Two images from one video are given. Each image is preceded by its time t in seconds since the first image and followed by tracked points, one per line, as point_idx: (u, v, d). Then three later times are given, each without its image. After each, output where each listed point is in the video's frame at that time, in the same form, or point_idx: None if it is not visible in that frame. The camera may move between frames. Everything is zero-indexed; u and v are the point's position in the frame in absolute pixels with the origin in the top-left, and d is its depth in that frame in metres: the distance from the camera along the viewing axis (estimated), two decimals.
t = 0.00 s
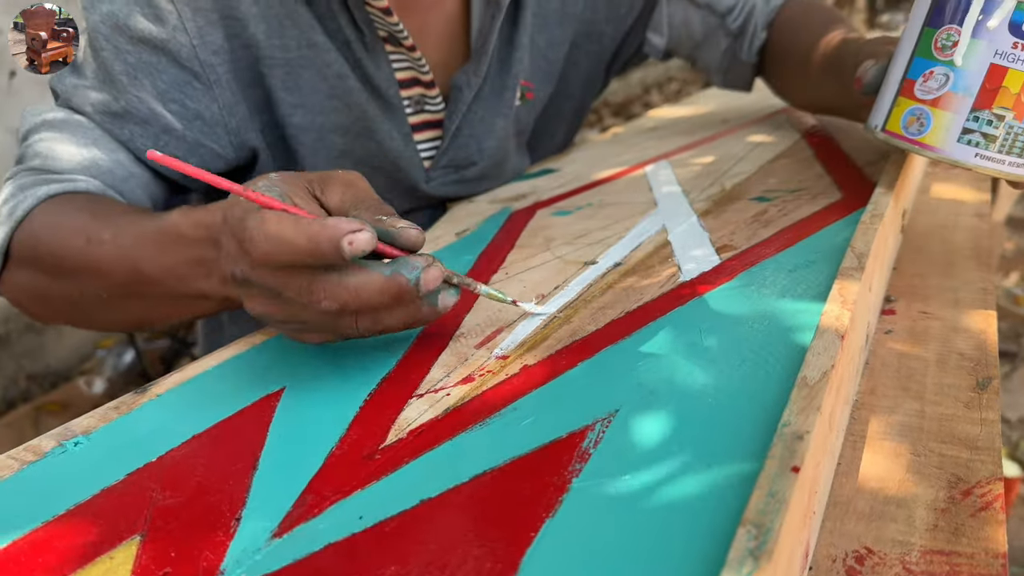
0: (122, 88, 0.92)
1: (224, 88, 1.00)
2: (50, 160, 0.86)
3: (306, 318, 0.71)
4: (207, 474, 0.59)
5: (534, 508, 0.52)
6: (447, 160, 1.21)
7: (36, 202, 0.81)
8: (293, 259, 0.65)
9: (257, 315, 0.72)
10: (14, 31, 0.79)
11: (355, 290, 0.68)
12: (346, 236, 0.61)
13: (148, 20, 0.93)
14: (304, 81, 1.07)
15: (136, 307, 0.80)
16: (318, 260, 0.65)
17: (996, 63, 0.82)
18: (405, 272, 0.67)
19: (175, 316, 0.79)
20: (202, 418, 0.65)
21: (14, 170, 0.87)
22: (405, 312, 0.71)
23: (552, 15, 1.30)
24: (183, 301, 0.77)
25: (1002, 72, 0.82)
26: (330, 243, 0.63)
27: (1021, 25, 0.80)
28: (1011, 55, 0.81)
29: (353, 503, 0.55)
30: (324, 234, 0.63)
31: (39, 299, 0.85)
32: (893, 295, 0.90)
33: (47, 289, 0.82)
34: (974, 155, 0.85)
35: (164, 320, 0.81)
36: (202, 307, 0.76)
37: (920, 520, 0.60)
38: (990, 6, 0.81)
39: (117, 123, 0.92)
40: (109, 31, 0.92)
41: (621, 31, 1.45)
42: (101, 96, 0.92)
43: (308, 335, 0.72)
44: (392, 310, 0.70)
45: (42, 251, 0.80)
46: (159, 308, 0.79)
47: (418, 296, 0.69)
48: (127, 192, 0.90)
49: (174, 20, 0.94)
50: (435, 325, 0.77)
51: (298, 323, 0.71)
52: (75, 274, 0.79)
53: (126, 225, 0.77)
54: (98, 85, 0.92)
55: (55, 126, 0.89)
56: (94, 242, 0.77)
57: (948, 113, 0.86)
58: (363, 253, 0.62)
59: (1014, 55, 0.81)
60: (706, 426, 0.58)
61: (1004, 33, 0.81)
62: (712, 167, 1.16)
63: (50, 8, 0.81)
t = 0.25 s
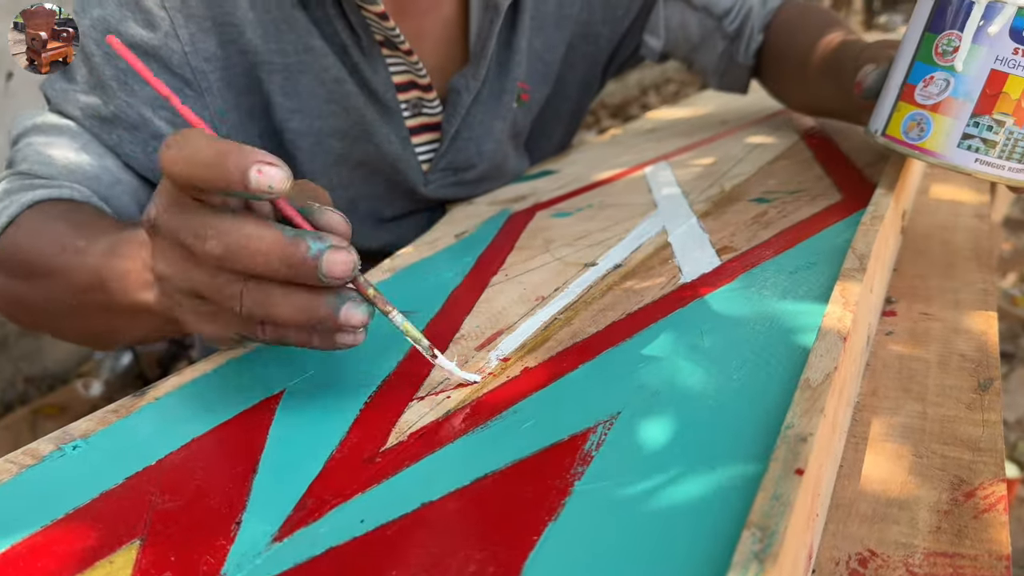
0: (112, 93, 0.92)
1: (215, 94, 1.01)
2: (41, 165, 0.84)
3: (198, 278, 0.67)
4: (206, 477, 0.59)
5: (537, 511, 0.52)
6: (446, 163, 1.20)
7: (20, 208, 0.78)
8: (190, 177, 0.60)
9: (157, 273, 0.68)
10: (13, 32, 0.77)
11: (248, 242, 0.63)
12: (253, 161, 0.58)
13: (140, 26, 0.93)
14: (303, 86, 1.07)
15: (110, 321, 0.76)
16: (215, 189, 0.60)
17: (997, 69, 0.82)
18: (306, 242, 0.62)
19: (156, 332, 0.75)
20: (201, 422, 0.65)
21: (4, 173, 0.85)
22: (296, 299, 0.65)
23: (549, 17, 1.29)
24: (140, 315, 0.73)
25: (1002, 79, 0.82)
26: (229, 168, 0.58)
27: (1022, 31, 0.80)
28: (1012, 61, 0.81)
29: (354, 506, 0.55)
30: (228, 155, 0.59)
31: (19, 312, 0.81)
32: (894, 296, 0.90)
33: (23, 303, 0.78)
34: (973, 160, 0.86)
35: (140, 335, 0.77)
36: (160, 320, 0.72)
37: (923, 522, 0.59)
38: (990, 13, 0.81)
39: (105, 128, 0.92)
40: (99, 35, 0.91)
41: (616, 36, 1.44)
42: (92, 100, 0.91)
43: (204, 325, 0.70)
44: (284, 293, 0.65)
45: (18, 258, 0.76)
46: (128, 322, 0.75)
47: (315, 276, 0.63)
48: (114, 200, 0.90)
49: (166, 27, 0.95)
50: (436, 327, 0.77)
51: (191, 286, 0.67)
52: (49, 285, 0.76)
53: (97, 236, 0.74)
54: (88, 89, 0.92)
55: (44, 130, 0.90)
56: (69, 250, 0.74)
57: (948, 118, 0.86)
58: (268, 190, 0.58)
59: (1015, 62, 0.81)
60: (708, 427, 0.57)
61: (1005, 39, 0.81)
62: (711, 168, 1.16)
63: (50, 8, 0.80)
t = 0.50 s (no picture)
0: (112, 105, 0.92)
1: (214, 101, 1.00)
2: (41, 176, 0.86)
3: (286, 209, 0.69)
4: (204, 479, 0.59)
5: (536, 511, 0.52)
6: (443, 166, 1.21)
7: (31, 218, 0.83)
8: (328, 120, 0.66)
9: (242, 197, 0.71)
10: (14, 31, 0.86)
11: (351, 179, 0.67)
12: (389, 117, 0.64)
13: (137, 35, 0.92)
14: (297, 92, 1.06)
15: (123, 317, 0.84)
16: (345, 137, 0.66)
17: (994, 72, 0.83)
18: (403, 194, 0.67)
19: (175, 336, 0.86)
20: (199, 423, 0.65)
21: (5, 183, 0.88)
22: (371, 238, 0.68)
23: (544, 20, 1.30)
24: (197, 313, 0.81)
25: (1000, 82, 0.83)
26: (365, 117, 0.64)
27: (1019, 35, 0.80)
28: (1009, 65, 0.82)
29: (352, 507, 0.55)
30: (367, 109, 0.65)
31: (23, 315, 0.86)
32: (891, 296, 0.90)
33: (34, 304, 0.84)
34: (971, 163, 0.86)
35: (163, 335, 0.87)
36: (211, 318, 0.82)
37: (921, 521, 0.60)
38: (987, 16, 0.81)
39: (107, 139, 0.93)
40: (97, 46, 0.91)
41: (611, 36, 1.46)
42: (92, 112, 0.91)
43: (263, 254, 0.71)
44: (360, 235, 0.68)
45: (32, 263, 0.82)
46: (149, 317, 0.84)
47: (399, 227, 0.66)
48: (119, 208, 0.93)
49: (163, 35, 0.93)
50: (433, 329, 0.77)
51: (279, 209, 0.70)
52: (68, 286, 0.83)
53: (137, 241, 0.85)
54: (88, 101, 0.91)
55: (45, 139, 0.90)
56: (95, 252, 0.82)
57: (946, 121, 0.86)
58: (388, 144, 0.64)
59: (1012, 65, 0.82)
60: (707, 427, 0.58)
61: (1002, 43, 0.81)
62: (708, 169, 1.16)
63: (50, 9, 0.88)
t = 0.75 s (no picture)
0: (114, 109, 0.92)
1: (217, 104, 1.00)
2: (45, 181, 0.87)
3: (319, 245, 0.70)
4: (203, 477, 0.59)
5: (535, 507, 0.52)
6: (441, 168, 1.21)
7: (39, 220, 0.84)
8: (302, 155, 0.64)
9: (262, 247, 0.71)
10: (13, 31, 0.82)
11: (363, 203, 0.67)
12: (367, 130, 0.62)
13: (137, 39, 0.92)
14: (298, 94, 1.06)
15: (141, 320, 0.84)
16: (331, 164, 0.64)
17: (986, 76, 0.83)
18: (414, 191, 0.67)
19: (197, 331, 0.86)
20: (198, 422, 0.65)
21: (9, 191, 0.88)
22: (412, 242, 0.69)
23: (541, 21, 1.30)
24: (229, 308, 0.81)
25: (991, 85, 0.83)
26: (342, 141, 0.62)
27: (1010, 39, 0.81)
28: (1000, 68, 0.82)
29: (352, 504, 0.55)
30: (342, 129, 0.63)
31: (33, 319, 0.87)
32: (887, 296, 0.90)
33: (47, 307, 0.85)
34: (963, 165, 0.87)
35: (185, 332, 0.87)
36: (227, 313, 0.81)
37: (917, 517, 0.60)
38: (978, 20, 0.82)
39: (110, 144, 0.93)
40: (98, 51, 0.91)
41: (607, 38, 1.46)
42: (94, 117, 0.92)
43: (312, 285, 0.73)
44: (395, 240, 0.69)
45: (45, 267, 0.82)
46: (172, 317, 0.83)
47: (424, 224, 0.68)
48: (124, 211, 0.94)
49: (163, 39, 0.93)
50: (431, 328, 0.77)
51: (309, 248, 0.71)
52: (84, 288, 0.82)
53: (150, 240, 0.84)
54: (90, 106, 0.92)
55: (48, 145, 0.90)
56: (110, 254, 0.82)
57: (939, 124, 0.87)
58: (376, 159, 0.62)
59: (1003, 68, 0.83)
60: (704, 424, 0.58)
61: (993, 47, 0.82)
62: (705, 170, 1.16)
63: (50, 9, 0.85)
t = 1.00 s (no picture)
0: (102, 109, 0.93)
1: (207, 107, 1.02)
2: (34, 182, 0.86)
3: (192, 283, 0.65)
4: (203, 475, 0.59)
5: (532, 504, 0.53)
6: (438, 170, 1.21)
7: (17, 226, 0.82)
8: (195, 171, 0.59)
9: (148, 273, 0.66)
10: (13, 32, 0.75)
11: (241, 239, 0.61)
12: (265, 162, 0.58)
13: (129, 40, 0.94)
14: (295, 97, 1.07)
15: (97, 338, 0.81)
16: (218, 189, 0.60)
17: (977, 78, 0.84)
18: (299, 245, 0.61)
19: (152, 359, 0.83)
20: (197, 421, 0.65)
21: None
22: (285, 302, 0.63)
23: (538, 24, 1.31)
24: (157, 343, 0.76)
25: (983, 87, 0.84)
26: (235, 165, 0.58)
27: (1001, 42, 0.82)
28: (991, 71, 0.83)
29: (350, 501, 0.56)
30: (238, 155, 0.58)
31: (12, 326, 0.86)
32: (881, 295, 0.91)
33: (17, 317, 0.83)
34: (955, 167, 0.88)
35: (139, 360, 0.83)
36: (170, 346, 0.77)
37: (911, 513, 0.60)
38: (970, 23, 0.83)
39: (97, 144, 0.93)
40: (89, 51, 0.92)
41: (603, 40, 1.46)
42: (83, 115, 0.92)
43: (185, 328, 0.68)
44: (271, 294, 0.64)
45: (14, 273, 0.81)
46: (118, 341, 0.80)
47: (307, 283, 0.61)
48: (106, 216, 0.92)
49: (157, 41, 0.96)
50: (428, 328, 0.77)
51: (182, 286, 0.65)
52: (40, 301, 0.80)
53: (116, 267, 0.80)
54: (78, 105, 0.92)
55: (37, 146, 0.91)
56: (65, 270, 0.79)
57: (931, 126, 0.88)
58: (273, 195, 0.58)
59: (994, 71, 0.83)
60: (699, 422, 0.58)
61: (984, 49, 0.83)
62: (701, 171, 1.17)
63: (49, 8, 0.79)
